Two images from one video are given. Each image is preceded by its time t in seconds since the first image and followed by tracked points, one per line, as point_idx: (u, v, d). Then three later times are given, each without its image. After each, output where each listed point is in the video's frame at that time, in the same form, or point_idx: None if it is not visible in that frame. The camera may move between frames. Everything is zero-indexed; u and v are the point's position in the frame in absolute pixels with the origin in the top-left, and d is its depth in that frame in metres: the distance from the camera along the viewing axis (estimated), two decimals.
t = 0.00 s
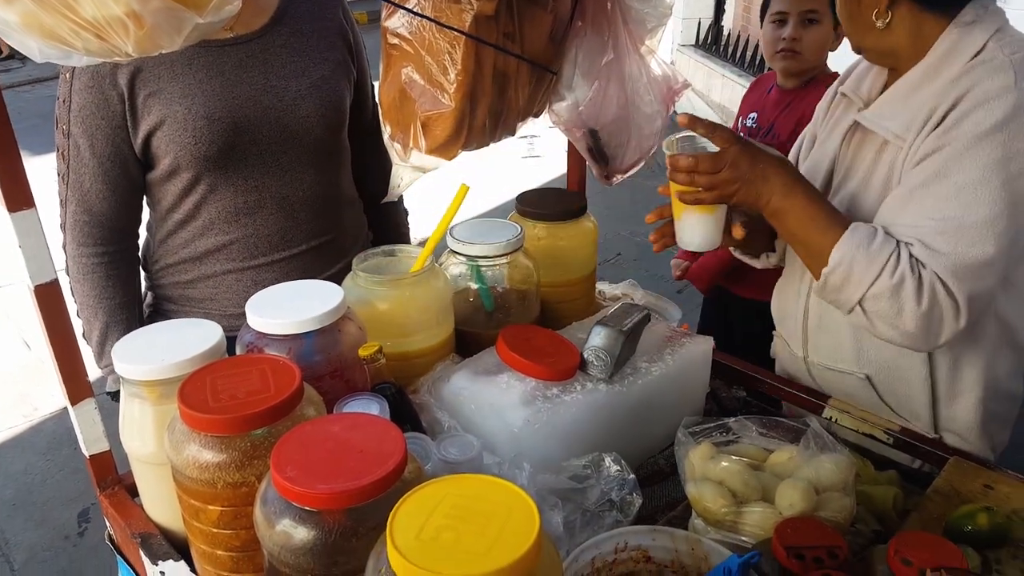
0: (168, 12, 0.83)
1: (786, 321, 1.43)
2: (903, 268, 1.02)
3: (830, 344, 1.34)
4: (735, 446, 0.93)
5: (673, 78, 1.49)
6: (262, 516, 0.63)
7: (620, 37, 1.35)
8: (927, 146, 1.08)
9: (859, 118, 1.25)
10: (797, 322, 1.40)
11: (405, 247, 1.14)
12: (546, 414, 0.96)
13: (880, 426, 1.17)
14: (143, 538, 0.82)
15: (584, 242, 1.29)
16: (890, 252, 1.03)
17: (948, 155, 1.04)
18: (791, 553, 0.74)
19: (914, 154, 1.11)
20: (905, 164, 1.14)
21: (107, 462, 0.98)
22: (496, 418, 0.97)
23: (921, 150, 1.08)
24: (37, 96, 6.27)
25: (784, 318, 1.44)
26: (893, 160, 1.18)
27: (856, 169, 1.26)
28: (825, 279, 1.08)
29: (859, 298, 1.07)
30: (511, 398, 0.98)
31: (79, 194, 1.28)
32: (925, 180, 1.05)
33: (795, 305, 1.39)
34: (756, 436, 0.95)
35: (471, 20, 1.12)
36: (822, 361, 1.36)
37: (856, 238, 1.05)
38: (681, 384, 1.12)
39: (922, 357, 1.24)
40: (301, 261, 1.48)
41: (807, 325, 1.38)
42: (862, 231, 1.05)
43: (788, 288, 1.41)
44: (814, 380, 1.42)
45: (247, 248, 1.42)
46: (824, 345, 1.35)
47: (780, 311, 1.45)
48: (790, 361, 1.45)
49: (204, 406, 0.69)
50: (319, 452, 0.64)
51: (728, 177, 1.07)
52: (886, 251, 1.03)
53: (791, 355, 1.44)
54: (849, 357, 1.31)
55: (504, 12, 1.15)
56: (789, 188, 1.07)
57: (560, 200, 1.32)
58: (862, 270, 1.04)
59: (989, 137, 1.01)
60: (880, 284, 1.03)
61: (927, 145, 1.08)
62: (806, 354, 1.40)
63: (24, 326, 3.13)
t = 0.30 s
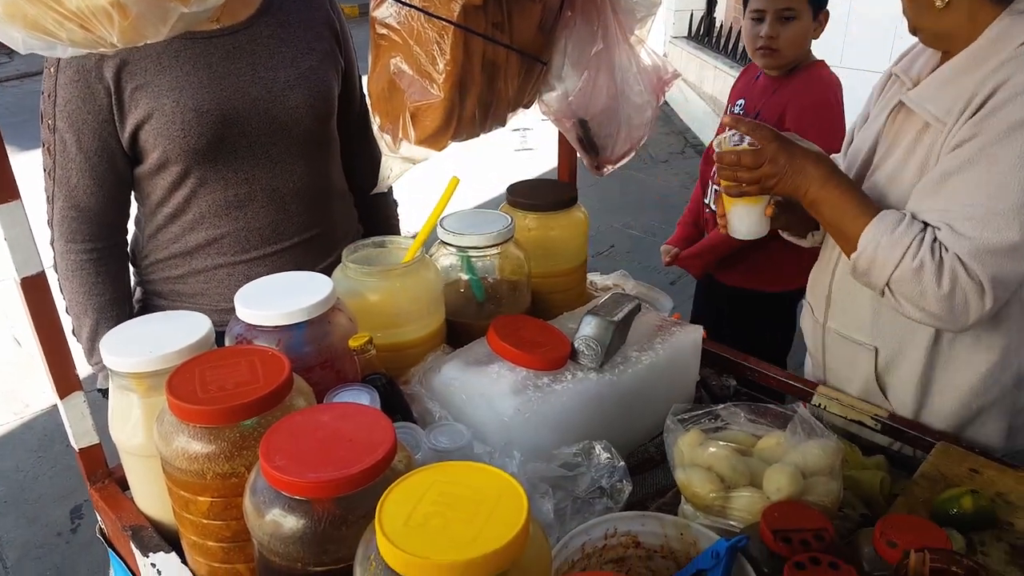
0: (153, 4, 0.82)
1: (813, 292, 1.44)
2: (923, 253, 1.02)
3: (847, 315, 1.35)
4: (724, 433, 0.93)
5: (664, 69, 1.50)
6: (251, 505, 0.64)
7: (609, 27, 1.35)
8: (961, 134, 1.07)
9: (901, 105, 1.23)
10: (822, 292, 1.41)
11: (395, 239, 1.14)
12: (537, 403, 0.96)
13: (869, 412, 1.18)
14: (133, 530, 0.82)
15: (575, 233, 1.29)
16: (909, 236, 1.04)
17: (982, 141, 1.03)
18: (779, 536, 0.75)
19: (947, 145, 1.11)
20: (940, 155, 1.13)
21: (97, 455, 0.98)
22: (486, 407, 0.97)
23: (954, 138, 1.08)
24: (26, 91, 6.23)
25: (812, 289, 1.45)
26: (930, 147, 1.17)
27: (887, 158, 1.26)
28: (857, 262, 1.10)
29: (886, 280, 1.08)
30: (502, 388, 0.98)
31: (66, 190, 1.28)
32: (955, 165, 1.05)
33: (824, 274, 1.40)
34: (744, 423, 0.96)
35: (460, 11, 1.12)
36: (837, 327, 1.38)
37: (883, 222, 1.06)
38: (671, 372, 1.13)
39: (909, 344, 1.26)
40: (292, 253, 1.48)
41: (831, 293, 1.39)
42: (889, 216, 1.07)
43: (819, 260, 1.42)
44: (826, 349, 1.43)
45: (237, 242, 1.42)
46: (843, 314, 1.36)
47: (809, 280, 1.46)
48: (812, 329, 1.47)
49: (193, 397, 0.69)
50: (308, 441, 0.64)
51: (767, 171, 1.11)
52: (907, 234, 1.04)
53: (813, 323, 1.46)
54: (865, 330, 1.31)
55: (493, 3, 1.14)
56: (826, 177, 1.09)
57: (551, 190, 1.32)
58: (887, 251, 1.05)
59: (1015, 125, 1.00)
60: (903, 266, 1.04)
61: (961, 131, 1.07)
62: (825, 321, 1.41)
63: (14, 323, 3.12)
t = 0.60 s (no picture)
0: None
1: (828, 277, 1.40)
2: (981, 206, 1.03)
3: (880, 293, 1.31)
4: (702, 413, 0.94)
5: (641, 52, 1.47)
6: (226, 496, 0.63)
7: (586, 9, 1.34)
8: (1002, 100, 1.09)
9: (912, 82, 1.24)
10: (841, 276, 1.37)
11: (373, 226, 1.13)
12: (517, 388, 0.96)
13: (845, 390, 1.19)
14: (110, 525, 0.82)
15: (554, 218, 1.29)
16: (963, 192, 1.05)
17: None
18: (755, 511, 0.76)
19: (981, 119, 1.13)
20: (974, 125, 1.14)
21: (71, 451, 0.97)
22: (466, 393, 0.97)
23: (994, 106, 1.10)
24: None
25: (824, 275, 1.41)
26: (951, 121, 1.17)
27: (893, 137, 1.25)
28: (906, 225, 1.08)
29: (939, 241, 1.08)
30: (482, 373, 0.98)
31: (33, 185, 1.26)
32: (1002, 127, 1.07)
33: (841, 258, 1.37)
34: (722, 402, 0.97)
35: None
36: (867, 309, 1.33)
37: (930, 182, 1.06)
38: (651, 354, 1.14)
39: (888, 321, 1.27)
40: (268, 242, 1.46)
41: (853, 276, 1.35)
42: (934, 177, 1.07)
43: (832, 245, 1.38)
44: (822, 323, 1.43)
45: (212, 233, 1.40)
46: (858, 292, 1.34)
47: (819, 267, 1.43)
48: (825, 316, 1.43)
49: (165, 389, 0.68)
50: (283, 430, 0.64)
51: (801, 145, 1.09)
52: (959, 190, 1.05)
53: (829, 309, 1.42)
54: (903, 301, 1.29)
55: None
56: (859, 150, 1.08)
57: (529, 175, 1.31)
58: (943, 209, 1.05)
59: None
60: (960, 220, 1.04)
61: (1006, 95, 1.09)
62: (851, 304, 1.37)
63: None
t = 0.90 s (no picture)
0: None
1: (818, 256, 1.38)
2: (1016, 152, 1.04)
3: (880, 259, 1.32)
4: (672, 392, 0.95)
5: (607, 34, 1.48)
6: (192, 488, 0.62)
7: None
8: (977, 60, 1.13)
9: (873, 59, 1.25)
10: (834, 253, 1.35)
11: (339, 214, 1.12)
12: (488, 373, 0.96)
13: (814, 365, 1.21)
14: (78, 522, 0.80)
15: (523, 202, 1.28)
16: (989, 142, 1.06)
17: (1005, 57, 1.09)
18: (724, 487, 0.77)
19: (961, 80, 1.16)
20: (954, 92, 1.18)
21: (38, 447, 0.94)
22: (437, 378, 0.97)
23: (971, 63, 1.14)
24: None
25: (813, 255, 1.38)
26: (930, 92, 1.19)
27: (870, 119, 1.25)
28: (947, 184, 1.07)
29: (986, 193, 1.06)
30: (452, 359, 0.97)
31: None
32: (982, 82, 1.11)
33: (830, 236, 1.35)
34: (691, 380, 0.98)
35: None
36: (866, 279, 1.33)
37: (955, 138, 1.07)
38: (622, 337, 1.14)
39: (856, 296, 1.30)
40: (235, 233, 1.44)
41: (848, 246, 1.34)
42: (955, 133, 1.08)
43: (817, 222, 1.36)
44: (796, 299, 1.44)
45: (176, 225, 1.38)
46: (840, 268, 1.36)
47: (800, 248, 1.40)
48: (814, 297, 1.40)
49: (128, 383, 0.67)
50: (248, 420, 0.63)
51: (827, 123, 1.03)
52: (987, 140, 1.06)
53: (819, 289, 1.39)
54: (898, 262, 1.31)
55: None
56: (886, 126, 1.05)
57: (497, 159, 1.31)
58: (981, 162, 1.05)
59: None
60: (993, 169, 1.05)
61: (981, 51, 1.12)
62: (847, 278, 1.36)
63: None
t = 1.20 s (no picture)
0: None
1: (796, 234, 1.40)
2: (1012, 119, 1.08)
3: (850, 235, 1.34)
4: (646, 369, 0.97)
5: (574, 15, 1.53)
6: (169, 473, 0.63)
7: None
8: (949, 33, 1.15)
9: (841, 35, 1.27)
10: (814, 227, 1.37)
11: (310, 200, 1.13)
12: (463, 355, 0.97)
13: (787, 341, 1.22)
14: (58, 511, 0.80)
15: (497, 187, 1.29)
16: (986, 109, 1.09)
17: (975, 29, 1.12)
18: (697, 459, 0.78)
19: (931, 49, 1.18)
20: (925, 67, 1.20)
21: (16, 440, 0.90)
22: (412, 360, 0.97)
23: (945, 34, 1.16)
24: None
25: (791, 233, 1.40)
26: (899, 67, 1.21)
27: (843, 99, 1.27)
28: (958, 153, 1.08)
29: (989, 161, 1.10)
30: (428, 342, 0.98)
31: None
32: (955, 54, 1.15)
33: (809, 211, 1.37)
34: (664, 357, 1.00)
35: None
36: (845, 253, 1.36)
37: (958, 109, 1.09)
38: (597, 317, 1.15)
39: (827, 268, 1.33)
40: (207, 223, 1.43)
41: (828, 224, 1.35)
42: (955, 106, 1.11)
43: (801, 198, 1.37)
44: (771, 276, 1.46)
45: (147, 216, 1.37)
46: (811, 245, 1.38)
47: (778, 224, 1.42)
48: (793, 273, 1.42)
49: (102, 370, 0.67)
50: (223, 404, 0.63)
51: (834, 93, 1.02)
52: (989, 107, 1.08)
53: (798, 265, 1.41)
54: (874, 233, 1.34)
55: None
56: (898, 98, 1.05)
57: (468, 143, 1.31)
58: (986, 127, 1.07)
59: (1008, 8, 1.13)
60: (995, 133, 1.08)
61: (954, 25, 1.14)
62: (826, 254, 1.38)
63: None
